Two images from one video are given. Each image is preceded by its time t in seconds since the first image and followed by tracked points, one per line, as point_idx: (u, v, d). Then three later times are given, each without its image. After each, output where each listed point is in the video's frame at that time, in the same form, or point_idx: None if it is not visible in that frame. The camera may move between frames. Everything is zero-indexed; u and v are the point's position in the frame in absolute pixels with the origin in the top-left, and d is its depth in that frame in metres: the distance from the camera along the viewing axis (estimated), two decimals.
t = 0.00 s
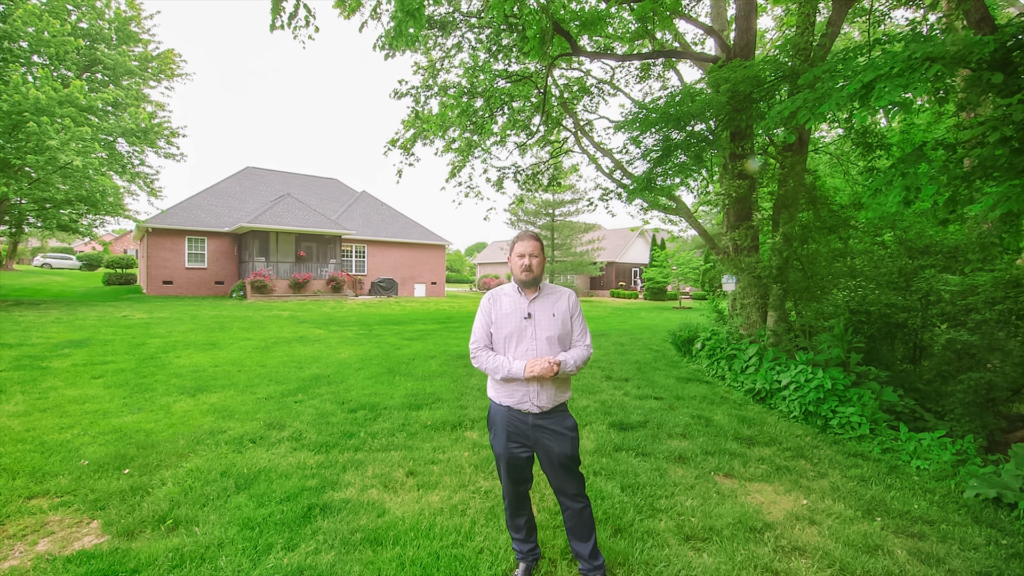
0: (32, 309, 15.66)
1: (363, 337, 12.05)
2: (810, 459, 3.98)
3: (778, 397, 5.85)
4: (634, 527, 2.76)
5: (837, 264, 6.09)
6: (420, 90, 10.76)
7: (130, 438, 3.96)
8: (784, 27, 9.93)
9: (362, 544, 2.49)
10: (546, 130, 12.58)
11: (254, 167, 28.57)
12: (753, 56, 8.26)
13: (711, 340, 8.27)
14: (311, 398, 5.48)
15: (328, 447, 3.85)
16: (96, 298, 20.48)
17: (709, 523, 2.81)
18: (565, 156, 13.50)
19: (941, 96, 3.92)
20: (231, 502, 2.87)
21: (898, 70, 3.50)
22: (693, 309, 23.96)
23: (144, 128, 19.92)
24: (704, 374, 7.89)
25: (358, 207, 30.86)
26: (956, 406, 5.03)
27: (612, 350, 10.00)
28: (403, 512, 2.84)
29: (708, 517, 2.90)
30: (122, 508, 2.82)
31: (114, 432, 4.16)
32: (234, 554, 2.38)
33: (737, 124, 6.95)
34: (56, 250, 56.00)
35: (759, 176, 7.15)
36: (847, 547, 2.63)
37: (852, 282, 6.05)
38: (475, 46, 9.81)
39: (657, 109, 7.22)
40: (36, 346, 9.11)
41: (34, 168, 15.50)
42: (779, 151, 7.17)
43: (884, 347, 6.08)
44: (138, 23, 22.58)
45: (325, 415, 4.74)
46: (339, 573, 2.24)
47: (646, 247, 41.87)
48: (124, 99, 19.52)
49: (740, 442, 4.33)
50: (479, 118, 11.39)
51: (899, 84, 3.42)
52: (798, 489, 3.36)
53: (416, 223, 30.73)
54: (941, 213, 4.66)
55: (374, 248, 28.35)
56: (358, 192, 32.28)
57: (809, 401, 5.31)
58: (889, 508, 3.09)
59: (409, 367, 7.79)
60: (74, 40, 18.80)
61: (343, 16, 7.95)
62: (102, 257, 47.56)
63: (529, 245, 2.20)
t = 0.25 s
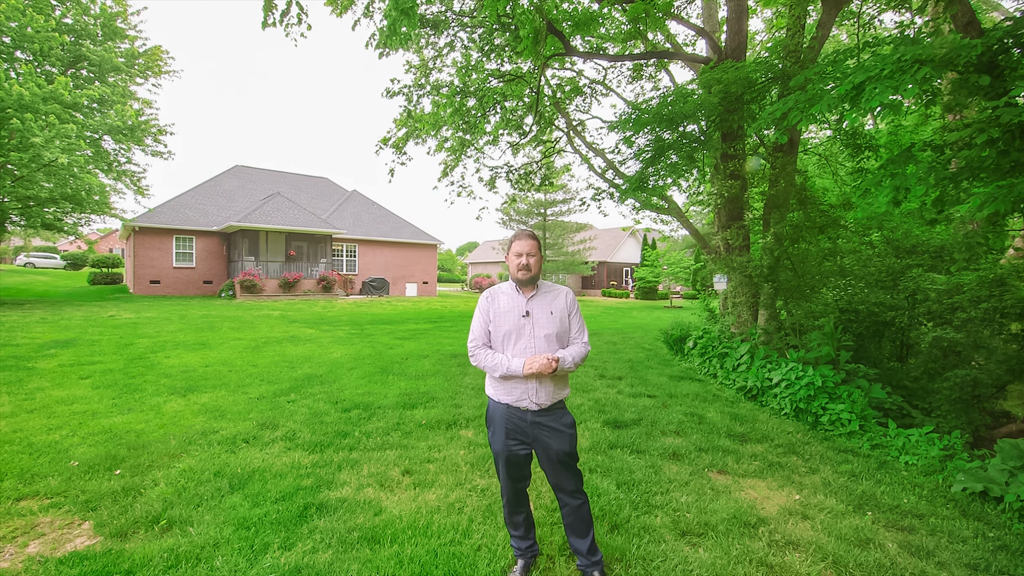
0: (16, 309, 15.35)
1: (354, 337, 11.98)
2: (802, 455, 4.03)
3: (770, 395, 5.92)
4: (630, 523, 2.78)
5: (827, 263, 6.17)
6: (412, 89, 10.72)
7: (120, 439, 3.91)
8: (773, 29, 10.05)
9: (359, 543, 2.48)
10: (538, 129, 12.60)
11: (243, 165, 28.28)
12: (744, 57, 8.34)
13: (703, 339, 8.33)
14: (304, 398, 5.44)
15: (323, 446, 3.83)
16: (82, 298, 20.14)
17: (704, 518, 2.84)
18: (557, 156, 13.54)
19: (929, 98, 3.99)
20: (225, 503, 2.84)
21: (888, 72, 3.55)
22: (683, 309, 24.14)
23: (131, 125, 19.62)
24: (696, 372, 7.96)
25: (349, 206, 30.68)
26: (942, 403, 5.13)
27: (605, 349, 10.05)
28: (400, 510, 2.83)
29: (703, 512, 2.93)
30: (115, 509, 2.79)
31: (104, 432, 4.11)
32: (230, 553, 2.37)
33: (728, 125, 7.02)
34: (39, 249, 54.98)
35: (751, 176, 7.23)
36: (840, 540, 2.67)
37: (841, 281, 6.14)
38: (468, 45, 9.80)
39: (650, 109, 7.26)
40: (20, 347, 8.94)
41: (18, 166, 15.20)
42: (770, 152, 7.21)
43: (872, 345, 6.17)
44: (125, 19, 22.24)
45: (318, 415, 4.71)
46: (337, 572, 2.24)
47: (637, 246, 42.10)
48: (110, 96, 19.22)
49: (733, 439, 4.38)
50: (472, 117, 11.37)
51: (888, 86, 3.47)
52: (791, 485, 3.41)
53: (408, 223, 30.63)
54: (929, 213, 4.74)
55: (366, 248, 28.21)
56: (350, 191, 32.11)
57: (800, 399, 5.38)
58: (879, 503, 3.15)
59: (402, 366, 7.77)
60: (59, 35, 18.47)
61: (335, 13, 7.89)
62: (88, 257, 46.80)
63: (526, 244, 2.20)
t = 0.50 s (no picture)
0: None
1: (346, 337, 11.90)
2: (793, 452, 4.08)
3: (761, 392, 5.98)
4: (626, 519, 2.79)
5: (817, 262, 6.25)
6: (404, 88, 10.67)
7: (109, 440, 3.85)
8: (764, 31, 10.16)
9: (355, 541, 2.47)
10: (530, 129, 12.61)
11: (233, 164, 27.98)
12: (735, 58, 8.41)
13: (695, 337, 8.39)
14: (296, 398, 5.39)
15: (316, 446, 3.80)
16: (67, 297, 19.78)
17: (698, 514, 2.87)
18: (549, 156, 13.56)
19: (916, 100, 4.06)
20: (218, 503, 2.81)
21: (878, 73, 3.60)
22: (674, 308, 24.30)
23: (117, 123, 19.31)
24: (688, 370, 8.02)
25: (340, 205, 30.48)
26: (928, 399, 5.22)
27: (597, 348, 10.08)
28: (396, 509, 2.82)
29: (698, 508, 2.95)
30: (105, 510, 2.74)
31: (92, 433, 4.04)
32: (224, 554, 2.34)
33: (719, 126, 7.09)
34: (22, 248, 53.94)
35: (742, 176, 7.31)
36: (832, 535, 2.70)
37: (831, 280, 6.21)
38: (460, 44, 9.78)
39: (642, 109, 7.30)
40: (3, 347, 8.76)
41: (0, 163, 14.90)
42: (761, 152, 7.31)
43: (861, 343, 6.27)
44: (111, 15, 21.88)
45: (311, 415, 4.67)
46: (332, 571, 2.22)
47: (629, 247, 42.28)
48: (96, 93, 18.90)
49: (726, 436, 4.42)
50: (464, 116, 11.34)
51: (878, 87, 3.52)
52: (783, 480, 3.45)
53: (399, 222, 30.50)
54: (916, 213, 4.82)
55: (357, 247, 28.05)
56: (341, 190, 31.89)
57: (791, 396, 5.45)
58: (870, 498, 3.20)
59: (395, 366, 7.74)
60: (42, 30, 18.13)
61: (326, 11, 7.83)
62: (72, 256, 45.99)
63: (523, 241, 2.21)
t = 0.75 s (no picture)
0: None
1: (336, 336, 11.81)
2: (785, 448, 4.12)
3: (752, 390, 6.04)
4: (620, 516, 2.80)
5: (807, 261, 6.31)
6: (396, 86, 10.61)
7: (95, 441, 3.78)
8: (753, 32, 10.24)
9: (349, 540, 2.46)
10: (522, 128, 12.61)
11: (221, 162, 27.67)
12: (726, 59, 8.47)
13: (686, 336, 8.44)
14: (287, 398, 5.34)
15: (308, 446, 3.77)
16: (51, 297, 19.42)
17: (692, 510, 2.89)
18: (541, 155, 13.57)
19: (904, 101, 4.11)
20: (208, 504, 2.77)
21: (867, 73, 3.64)
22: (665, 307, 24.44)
23: (102, 120, 18.97)
24: (680, 368, 8.07)
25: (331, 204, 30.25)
26: (915, 396, 5.31)
27: (590, 347, 10.10)
28: (390, 508, 2.80)
29: (691, 504, 2.97)
30: (92, 512, 2.70)
31: (77, 434, 3.97)
32: (216, 554, 2.31)
33: (710, 125, 7.14)
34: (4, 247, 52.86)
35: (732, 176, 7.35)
36: (823, 529, 2.74)
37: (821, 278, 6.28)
38: (452, 43, 9.74)
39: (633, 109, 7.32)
40: None
41: None
42: (751, 152, 7.38)
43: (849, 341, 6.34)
44: (96, 10, 21.50)
45: (302, 414, 4.63)
46: (326, 570, 2.21)
47: (620, 246, 42.47)
48: (81, 89, 18.57)
49: (718, 433, 4.45)
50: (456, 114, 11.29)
51: (868, 87, 3.57)
52: (775, 476, 3.48)
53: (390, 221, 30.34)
54: (905, 212, 4.88)
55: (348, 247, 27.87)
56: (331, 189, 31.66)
57: (781, 393, 5.51)
58: (860, 493, 3.24)
59: (387, 365, 7.69)
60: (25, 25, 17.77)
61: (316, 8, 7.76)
62: (55, 255, 45.13)
63: (517, 238, 2.22)
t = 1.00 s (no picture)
0: None
1: (327, 336, 11.70)
2: (776, 445, 4.16)
3: (743, 387, 6.09)
4: (614, 513, 2.80)
5: (797, 260, 6.37)
6: (387, 84, 10.54)
7: (80, 442, 3.71)
8: (743, 33, 10.32)
9: (341, 540, 2.43)
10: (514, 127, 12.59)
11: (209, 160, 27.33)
12: (716, 59, 8.52)
13: (678, 334, 8.48)
14: (277, 398, 5.28)
15: (299, 446, 3.73)
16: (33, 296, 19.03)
17: (686, 507, 2.89)
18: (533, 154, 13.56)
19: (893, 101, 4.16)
20: (197, 505, 2.73)
21: (857, 72, 3.67)
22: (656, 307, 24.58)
23: (87, 116, 18.63)
24: (672, 367, 8.12)
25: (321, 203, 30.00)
26: (903, 393, 5.38)
27: (582, 346, 10.12)
28: (382, 507, 2.78)
29: (685, 500, 2.98)
30: (76, 514, 2.64)
31: (61, 435, 3.89)
32: (205, 556, 2.27)
33: (701, 125, 7.18)
34: None
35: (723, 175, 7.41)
36: (815, 524, 2.76)
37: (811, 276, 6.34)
38: (443, 41, 9.69)
39: (625, 108, 7.35)
40: None
41: None
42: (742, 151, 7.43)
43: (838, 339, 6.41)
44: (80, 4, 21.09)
45: (292, 414, 4.58)
46: (318, 570, 2.18)
47: (611, 246, 42.65)
48: (64, 85, 18.20)
49: (710, 431, 4.48)
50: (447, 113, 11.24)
51: (859, 86, 3.60)
52: (767, 473, 3.51)
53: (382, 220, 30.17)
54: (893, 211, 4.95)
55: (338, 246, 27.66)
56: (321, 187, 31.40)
57: (772, 391, 5.56)
58: (851, 488, 3.27)
59: (379, 365, 7.64)
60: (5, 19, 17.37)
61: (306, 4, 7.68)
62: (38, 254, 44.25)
63: (512, 235, 2.20)
